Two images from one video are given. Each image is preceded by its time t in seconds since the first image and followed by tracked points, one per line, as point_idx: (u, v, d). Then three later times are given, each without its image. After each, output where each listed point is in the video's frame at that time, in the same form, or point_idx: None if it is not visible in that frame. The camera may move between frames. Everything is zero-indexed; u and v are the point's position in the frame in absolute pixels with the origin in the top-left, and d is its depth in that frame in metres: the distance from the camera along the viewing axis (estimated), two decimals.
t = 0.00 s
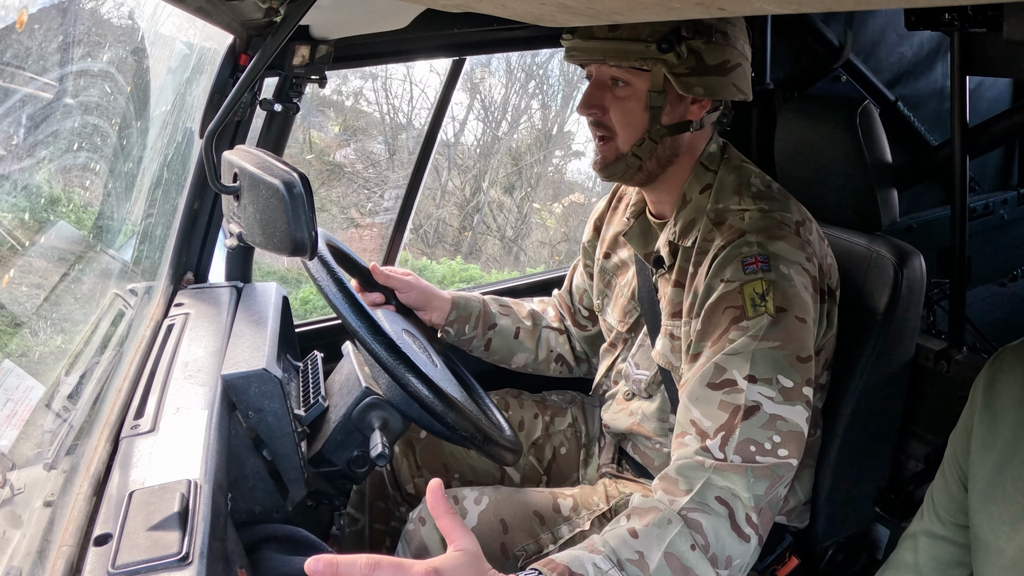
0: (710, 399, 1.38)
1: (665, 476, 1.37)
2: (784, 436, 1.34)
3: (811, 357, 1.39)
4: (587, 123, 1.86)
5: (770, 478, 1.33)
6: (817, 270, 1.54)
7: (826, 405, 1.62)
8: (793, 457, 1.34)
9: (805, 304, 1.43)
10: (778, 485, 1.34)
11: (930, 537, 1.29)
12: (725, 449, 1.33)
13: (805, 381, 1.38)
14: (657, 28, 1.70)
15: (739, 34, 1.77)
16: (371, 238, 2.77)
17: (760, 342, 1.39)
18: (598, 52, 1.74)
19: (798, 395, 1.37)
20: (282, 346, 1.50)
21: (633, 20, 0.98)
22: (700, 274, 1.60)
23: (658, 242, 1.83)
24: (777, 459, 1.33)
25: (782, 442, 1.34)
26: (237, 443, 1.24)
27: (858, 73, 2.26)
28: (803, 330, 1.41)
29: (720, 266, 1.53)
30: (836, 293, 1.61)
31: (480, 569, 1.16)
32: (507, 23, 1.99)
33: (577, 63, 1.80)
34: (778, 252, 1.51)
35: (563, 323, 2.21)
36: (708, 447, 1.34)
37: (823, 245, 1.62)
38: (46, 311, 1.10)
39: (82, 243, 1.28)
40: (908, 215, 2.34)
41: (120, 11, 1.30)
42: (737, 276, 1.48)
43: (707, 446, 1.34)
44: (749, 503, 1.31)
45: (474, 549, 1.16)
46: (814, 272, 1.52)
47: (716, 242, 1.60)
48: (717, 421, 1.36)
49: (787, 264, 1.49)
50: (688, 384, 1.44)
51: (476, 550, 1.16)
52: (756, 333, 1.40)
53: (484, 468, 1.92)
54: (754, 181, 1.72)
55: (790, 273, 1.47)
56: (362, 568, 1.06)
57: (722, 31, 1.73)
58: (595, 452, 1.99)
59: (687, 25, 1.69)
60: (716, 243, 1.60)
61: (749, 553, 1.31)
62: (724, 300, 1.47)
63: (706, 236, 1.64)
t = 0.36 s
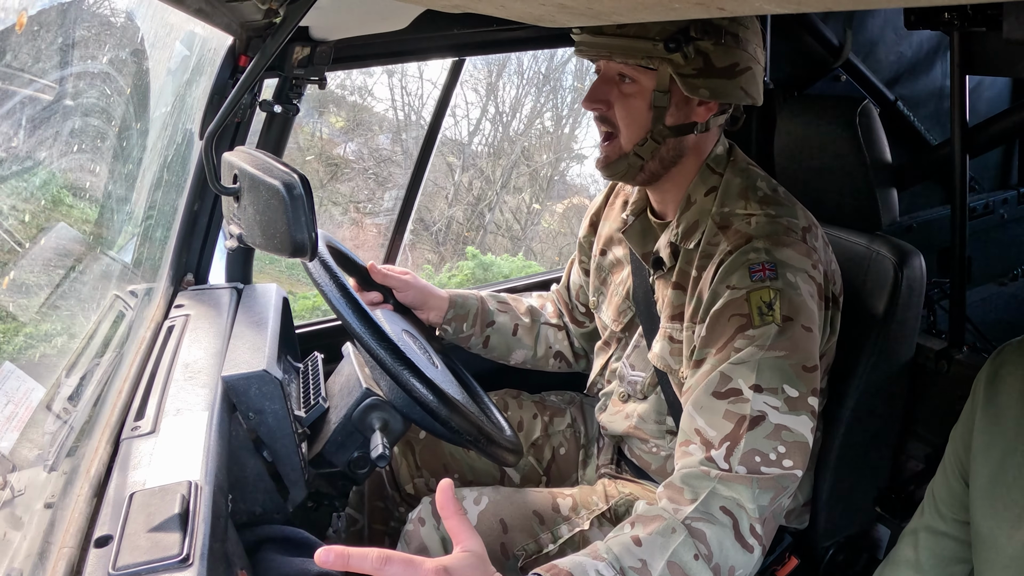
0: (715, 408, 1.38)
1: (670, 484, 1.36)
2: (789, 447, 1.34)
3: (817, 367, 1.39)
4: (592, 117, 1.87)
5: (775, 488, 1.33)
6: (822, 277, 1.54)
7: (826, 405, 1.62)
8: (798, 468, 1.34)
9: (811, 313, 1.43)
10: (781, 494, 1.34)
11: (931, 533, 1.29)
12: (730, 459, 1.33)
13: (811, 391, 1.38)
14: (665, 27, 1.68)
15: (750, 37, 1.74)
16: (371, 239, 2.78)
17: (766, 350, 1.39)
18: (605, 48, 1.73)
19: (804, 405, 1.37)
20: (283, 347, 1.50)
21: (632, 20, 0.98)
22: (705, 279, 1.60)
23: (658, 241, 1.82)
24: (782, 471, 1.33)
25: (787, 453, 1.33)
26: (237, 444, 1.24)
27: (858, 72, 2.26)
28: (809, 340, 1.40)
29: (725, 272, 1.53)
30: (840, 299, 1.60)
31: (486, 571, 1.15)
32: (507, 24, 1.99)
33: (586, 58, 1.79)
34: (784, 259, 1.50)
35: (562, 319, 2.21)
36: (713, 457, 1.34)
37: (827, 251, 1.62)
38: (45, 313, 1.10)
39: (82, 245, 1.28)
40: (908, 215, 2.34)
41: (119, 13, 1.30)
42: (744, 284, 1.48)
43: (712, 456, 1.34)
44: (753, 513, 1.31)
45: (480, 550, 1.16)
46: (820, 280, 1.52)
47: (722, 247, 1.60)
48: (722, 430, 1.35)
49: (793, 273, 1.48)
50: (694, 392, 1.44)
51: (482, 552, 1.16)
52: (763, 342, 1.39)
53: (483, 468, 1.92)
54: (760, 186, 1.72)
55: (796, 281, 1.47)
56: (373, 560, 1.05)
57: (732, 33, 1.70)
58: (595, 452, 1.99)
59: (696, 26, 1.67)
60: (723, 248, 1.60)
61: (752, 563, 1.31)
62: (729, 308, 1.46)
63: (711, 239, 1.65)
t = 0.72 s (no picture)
0: (703, 399, 1.38)
1: (665, 474, 1.37)
2: (780, 431, 1.35)
3: (800, 349, 1.40)
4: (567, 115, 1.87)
5: (769, 473, 1.33)
6: (801, 260, 1.53)
7: (824, 398, 1.63)
8: (790, 452, 1.34)
9: (790, 296, 1.43)
10: (779, 481, 1.34)
11: (924, 530, 1.29)
12: (722, 447, 1.33)
13: (797, 373, 1.38)
14: (633, 19, 1.68)
15: (717, 24, 1.76)
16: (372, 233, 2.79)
17: (747, 337, 1.39)
18: (575, 43, 1.73)
19: (791, 389, 1.37)
20: (283, 342, 1.50)
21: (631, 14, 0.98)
22: (683, 272, 1.60)
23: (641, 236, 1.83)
24: (775, 455, 1.33)
25: (779, 437, 1.34)
26: (239, 440, 1.25)
27: (858, 64, 2.26)
28: (787, 322, 1.41)
29: (701, 263, 1.53)
30: (821, 283, 1.61)
31: (481, 565, 1.16)
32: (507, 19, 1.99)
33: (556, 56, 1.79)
34: (759, 245, 1.50)
35: (559, 318, 2.21)
36: (705, 448, 1.34)
37: (805, 235, 1.62)
38: (47, 310, 1.10)
39: (83, 241, 1.29)
40: (908, 208, 2.34)
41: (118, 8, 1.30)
42: (719, 272, 1.48)
43: (704, 447, 1.35)
44: (750, 499, 1.31)
45: (475, 544, 1.17)
46: (798, 263, 1.52)
47: (698, 237, 1.60)
48: (711, 421, 1.36)
49: (769, 257, 1.48)
50: (680, 386, 1.44)
51: (478, 547, 1.17)
52: (742, 329, 1.40)
53: (485, 462, 1.93)
54: (736, 173, 1.71)
55: (773, 265, 1.47)
56: (368, 556, 1.05)
57: (699, 21, 1.72)
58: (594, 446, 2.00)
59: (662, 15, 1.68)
60: (698, 237, 1.60)
61: (752, 551, 1.30)
62: (707, 299, 1.46)
63: (688, 232, 1.64)
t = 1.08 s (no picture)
0: (700, 408, 1.38)
1: (663, 483, 1.35)
2: (777, 444, 1.34)
3: (798, 363, 1.40)
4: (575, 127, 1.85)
5: (765, 488, 1.33)
6: (803, 274, 1.54)
7: (820, 413, 1.62)
8: (786, 466, 1.34)
9: (791, 310, 1.44)
10: (775, 492, 1.34)
11: (919, 545, 1.29)
12: (719, 458, 1.33)
13: (794, 387, 1.38)
14: (648, 31, 1.69)
15: (728, 39, 1.80)
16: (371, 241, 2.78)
17: (747, 348, 1.39)
18: (587, 54, 1.72)
19: (789, 402, 1.37)
20: (280, 349, 1.50)
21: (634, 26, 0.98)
22: (684, 282, 1.60)
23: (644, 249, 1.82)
24: (772, 469, 1.33)
25: (776, 450, 1.34)
26: (232, 445, 1.23)
27: (857, 80, 2.28)
28: (788, 335, 1.41)
29: (703, 272, 1.53)
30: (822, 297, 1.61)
31: None
32: (508, 29, 2.00)
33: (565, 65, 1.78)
34: (761, 257, 1.51)
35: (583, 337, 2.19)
36: (702, 457, 1.34)
37: (808, 250, 1.62)
38: (43, 311, 1.09)
39: (80, 243, 1.28)
40: (906, 224, 2.35)
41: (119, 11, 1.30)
42: (721, 283, 1.47)
43: (701, 456, 1.34)
44: (746, 512, 1.31)
45: (483, 566, 1.15)
46: (800, 276, 1.52)
47: (700, 248, 1.60)
48: (709, 430, 1.35)
49: (771, 270, 1.49)
50: (676, 393, 1.44)
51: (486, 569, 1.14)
52: (742, 340, 1.40)
53: (479, 472, 1.92)
54: (739, 186, 1.72)
55: (775, 278, 1.48)
56: None
57: (712, 35, 1.76)
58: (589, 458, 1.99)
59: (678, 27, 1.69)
60: (700, 249, 1.59)
61: (746, 563, 1.30)
62: (710, 307, 1.46)
63: (690, 243, 1.64)
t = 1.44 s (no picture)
0: (709, 408, 1.38)
1: (665, 485, 1.34)
2: (781, 449, 1.34)
3: (810, 372, 1.40)
4: (601, 124, 1.82)
5: (769, 493, 1.33)
6: (819, 285, 1.54)
7: (819, 420, 1.62)
8: (790, 470, 1.34)
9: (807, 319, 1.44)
10: (777, 498, 1.34)
11: (917, 552, 1.28)
12: (724, 458, 1.33)
13: (805, 394, 1.39)
14: (686, 35, 1.68)
15: (756, 50, 1.81)
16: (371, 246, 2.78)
17: (761, 353, 1.39)
18: (626, 53, 1.71)
19: (798, 408, 1.37)
20: (278, 352, 1.50)
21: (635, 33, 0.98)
22: (703, 285, 1.60)
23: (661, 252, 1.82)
24: (774, 472, 1.33)
25: (779, 454, 1.34)
26: (231, 449, 1.23)
27: (858, 88, 2.29)
28: (806, 345, 1.42)
29: (723, 277, 1.53)
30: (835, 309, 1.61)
31: None
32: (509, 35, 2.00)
33: (598, 62, 1.77)
34: (782, 265, 1.51)
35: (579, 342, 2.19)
36: (708, 456, 1.33)
37: (822, 260, 1.61)
38: (43, 311, 1.09)
39: (80, 245, 1.28)
40: (906, 232, 2.35)
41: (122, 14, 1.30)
42: (741, 287, 1.48)
43: (705, 454, 1.34)
44: (748, 517, 1.31)
45: None
46: (816, 288, 1.52)
47: (721, 253, 1.60)
48: (716, 429, 1.35)
49: (790, 279, 1.49)
50: (686, 393, 1.44)
51: None
52: (757, 345, 1.40)
53: (477, 477, 1.91)
54: (759, 195, 1.72)
55: (793, 287, 1.48)
56: None
57: (744, 45, 1.76)
58: (586, 464, 1.99)
59: (714, 35, 1.69)
60: (721, 254, 1.60)
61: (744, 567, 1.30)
62: (727, 311, 1.46)
63: (709, 246, 1.64)
